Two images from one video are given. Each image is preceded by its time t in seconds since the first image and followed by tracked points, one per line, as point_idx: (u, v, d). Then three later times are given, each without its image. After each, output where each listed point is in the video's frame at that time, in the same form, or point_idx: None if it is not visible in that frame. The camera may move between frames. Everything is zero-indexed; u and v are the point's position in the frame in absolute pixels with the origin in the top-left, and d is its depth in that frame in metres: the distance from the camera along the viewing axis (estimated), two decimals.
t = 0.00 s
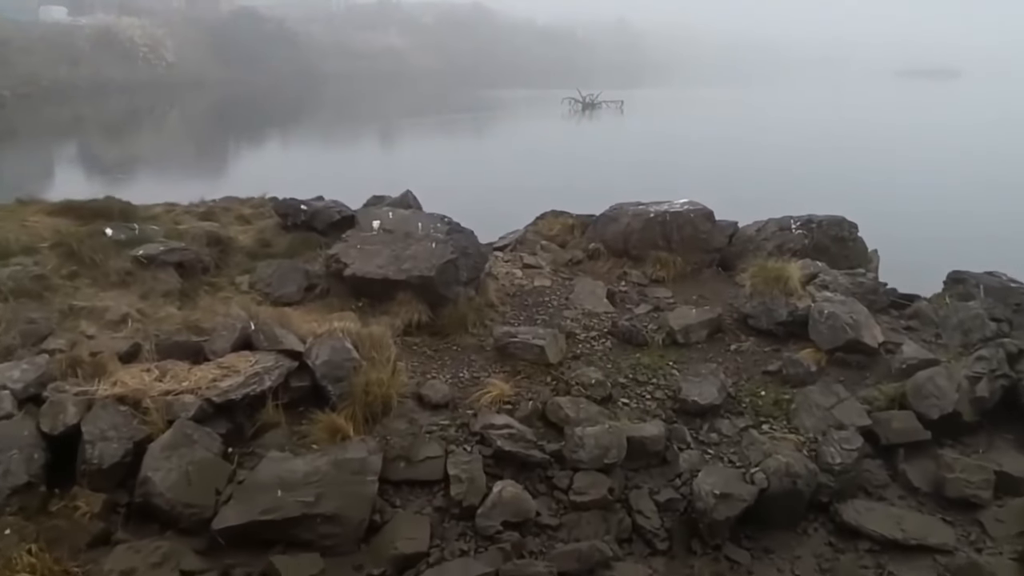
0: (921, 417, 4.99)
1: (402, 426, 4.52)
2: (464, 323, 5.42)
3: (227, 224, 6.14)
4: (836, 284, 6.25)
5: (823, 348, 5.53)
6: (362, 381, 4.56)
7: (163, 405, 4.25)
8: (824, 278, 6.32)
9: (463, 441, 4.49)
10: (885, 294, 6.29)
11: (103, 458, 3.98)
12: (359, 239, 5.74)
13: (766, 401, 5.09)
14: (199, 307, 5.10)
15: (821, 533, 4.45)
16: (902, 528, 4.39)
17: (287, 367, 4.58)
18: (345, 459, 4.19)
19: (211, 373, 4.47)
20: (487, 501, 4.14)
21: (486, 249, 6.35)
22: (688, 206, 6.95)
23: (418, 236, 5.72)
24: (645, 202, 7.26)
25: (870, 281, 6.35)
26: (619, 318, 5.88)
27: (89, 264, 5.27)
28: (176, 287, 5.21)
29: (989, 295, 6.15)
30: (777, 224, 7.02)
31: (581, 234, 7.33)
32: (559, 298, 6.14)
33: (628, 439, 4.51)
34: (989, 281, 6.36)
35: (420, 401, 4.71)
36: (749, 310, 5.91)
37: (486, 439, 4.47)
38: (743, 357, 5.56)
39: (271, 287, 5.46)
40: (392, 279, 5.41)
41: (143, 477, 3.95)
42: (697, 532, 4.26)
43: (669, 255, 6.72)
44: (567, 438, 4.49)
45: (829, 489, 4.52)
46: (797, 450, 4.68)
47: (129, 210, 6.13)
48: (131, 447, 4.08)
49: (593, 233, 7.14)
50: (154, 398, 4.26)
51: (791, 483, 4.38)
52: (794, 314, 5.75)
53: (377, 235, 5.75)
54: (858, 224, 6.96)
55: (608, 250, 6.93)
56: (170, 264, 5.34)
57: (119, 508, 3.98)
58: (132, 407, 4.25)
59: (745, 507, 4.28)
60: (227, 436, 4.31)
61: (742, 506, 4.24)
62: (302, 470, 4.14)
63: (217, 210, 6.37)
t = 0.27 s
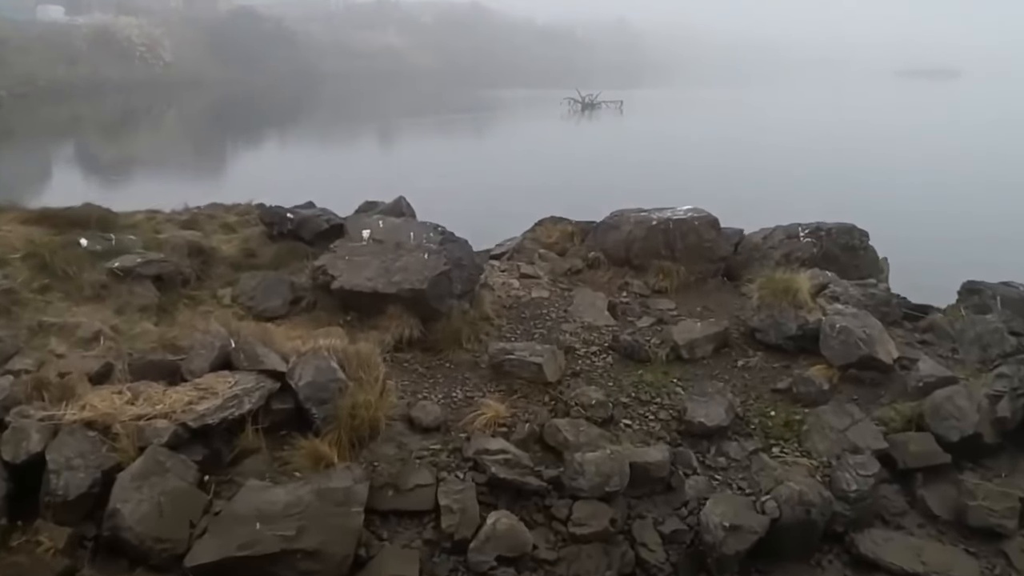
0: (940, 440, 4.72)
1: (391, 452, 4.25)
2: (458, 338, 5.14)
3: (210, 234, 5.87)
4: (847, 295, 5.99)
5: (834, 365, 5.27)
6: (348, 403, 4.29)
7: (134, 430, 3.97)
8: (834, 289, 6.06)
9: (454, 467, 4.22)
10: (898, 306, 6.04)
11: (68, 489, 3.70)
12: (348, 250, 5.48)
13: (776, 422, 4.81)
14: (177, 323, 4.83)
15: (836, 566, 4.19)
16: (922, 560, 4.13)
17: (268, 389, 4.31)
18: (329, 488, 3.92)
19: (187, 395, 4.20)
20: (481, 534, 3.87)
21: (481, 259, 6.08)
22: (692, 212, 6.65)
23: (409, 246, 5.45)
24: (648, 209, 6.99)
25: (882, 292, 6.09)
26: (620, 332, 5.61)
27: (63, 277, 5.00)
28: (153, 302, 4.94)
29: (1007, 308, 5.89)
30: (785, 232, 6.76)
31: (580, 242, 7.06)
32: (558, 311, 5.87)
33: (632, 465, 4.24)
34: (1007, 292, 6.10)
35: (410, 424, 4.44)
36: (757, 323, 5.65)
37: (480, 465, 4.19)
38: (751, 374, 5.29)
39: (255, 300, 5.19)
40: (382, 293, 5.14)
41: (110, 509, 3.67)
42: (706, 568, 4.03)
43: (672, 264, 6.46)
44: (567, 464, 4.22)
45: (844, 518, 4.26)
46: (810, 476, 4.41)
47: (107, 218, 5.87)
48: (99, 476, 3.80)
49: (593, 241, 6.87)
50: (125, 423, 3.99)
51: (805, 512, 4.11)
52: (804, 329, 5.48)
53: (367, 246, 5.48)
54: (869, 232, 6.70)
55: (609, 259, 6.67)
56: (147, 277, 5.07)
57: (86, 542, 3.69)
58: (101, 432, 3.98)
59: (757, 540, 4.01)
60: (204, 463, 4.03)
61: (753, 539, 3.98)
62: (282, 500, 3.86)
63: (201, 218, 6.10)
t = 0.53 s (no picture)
0: (963, 465, 4.44)
1: (379, 481, 3.98)
2: (452, 356, 4.87)
3: (192, 245, 5.60)
4: (859, 307, 5.72)
5: (849, 383, 4.99)
6: (333, 429, 4.01)
7: (102, 460, 3.68)
8: (847, 301, 5.79)
9: (446, 497, 3.95)
10: (913, 319, 5.77)
11: (29, 524, 3.41)
12: (337, 261, 5.21)
13: (789, 446, 4.54)
14: (153, 341, 4.56)
15: None
16: None
17: (249, 412, 4.02)
18: (311, 522, 3.64)
19: (162, 420, 3.91)
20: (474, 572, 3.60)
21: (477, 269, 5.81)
22: (697, 220, 6.38)
23: (401, 258, 5.18)
24: (651, 216, 6.73)
25: (896, 305, 5.83)
26: (622, 347, 5.33)
27: (34, 290, 4.73)
28: (128, 318, 4.68)
29: None
30: (794, 241, 6.49)
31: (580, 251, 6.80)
32: (557, 324, 5.60)
33: (636, 495, 3.97)
34: None
35: (399, 450, 4.17)
36: (766, 338, 5.38)
37: (474, 496, 3.92)
38: (761, 393, 5.01)
39: (237, 314, 4.92)
40: (372, 307, 4.87)
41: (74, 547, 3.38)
42: None
43: (676, 275, 6.19)
44: (566, 495, 3.94)
45: (861, 552, 4.01)
46: (825, 506, 4.16)
47: (84, 228, 5.60)
48: (63, 511, 3.52)
49: (593, 249, 6.60)
50: (92, 452, 3.71)
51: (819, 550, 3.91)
52: (817, 345, 5.21)
53: (357, 257, 5.21)
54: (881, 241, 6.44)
55: (611, 268, 6.40)
56: (123, 291, 4.80)
57: None
58: (67, 462, 3.70)
59: None
60: (177, 494, 3.75)
61: None
62: (261, 536, 3.58)
63: (183, 227, 5.83)
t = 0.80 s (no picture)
0: (989, 494, 4.16)
1: (364, 515, 3.71)
2: (445, 375, 4.59)
3: (174, 257, 5.35)
4: (873, 321, 5.46)
5: (865, 404, 4.72)
6: (316, 458, 3.74)
7: (66, 494, 3.41)
8: (860, 314, 5.53)
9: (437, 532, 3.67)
10: (930, 333, 5.51)
11: None
12: (324, 274, 4.94)
13: (803, 473, 4.27)
14: (127, 361, 4.30)
15: None
16: None
17: (225, 441, 3.76)
18: (290, 561, 3.36)
19: (131, 449, 3.64)
20: None
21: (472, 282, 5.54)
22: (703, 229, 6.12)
23: (391, 271, 4.92)
24: (654, 224, 6.47)
25: (912, 318, 5.56)
26: (625, 364, 5.06)
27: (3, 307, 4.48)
28: (101, 336, 4.43)
29: None
30: (804, 251, 6.23)
31: (580, 260, 6.54)
32: (556, 340, 5.33)
33: (640, 530, 3.70)
34: None
35: (388, 480, 3.90)
36: (776, 355, 5.11)
37: (467, 531, 3.65)
38: (772, 414, 4.74)
39: (217, 331, 4.66)
40: (360, 324, 4.60)
41: None
42: None
43: (681, 286, 5.92)
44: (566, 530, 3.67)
45: None
46: (843, 541, 3.88)
47: (60, 240, 5.36)
48: (22, 551, 3.23)
49: (594, 258, 6.34)
50: (55, 486, 3.43)
51: None
52: (830, 363, 4.94)
53: (345, 270, 4.95)
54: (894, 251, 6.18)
55: (612, 279, 6.13)
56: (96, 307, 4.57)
57: None
58: (28, 497, 3.42)
59: None
60: (147, 530, 3.48)
61: None
62: None
63: (165, 237, 5.58)
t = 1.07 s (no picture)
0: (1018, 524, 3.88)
1: (347, 550, 3.42)
2: (437, 395, 4.32)
3: (153, 270, 5.11)
4: (887, 335, 5.20)
5: (882, 426, 4.45)
6: (295, 489, 3.47)
7: (22, 530, 3.11)
8: (873, 327, 5.27)
9: (426, 569, 3.39)
10: (946, 346, 5.25)
11: None
12: (309, 288, 4.68)
13: (818, 500, 4.00)
14: (96, 383, 4.05)
15: None
16: None
17: (198, 470, 3.49)
18: None
19: (95, 481, 3.36)
20: None
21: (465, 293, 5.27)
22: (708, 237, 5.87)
23: (380, 284, 4.66)
24: (658, 232, 6.22)
25: (928, 331, 5.31)
26: (628, 381, 4.79)
27: None
28: (70, 354, 4.22)
29: None
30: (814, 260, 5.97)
31: (579, 268, 6.28)
32: (555, 355, 5.06)
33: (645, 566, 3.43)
34: None
35: (373, 512, 3.63)
36: (786, 371, 4.85)
37: (457, 568, 3.37)
38: (783, 436, 4.47)
39: (195, 347, 4.39)
40: (346, 340, 4.32)
41: None
42: None
43: (686, 297, 5.62)
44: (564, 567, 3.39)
45: None
46: None
47: (34, 253, 5.13)
48: None
49: (594, 267, 6.08)
50: (10, 523, 3.14)
51: None
52: (844, 380, 4.68)
53: (331, 283, 4.69)
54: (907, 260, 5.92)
55: (613, 290, 5.87)
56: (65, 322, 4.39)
57: None
58: None
59: None
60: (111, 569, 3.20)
61: None
62: None
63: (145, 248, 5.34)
